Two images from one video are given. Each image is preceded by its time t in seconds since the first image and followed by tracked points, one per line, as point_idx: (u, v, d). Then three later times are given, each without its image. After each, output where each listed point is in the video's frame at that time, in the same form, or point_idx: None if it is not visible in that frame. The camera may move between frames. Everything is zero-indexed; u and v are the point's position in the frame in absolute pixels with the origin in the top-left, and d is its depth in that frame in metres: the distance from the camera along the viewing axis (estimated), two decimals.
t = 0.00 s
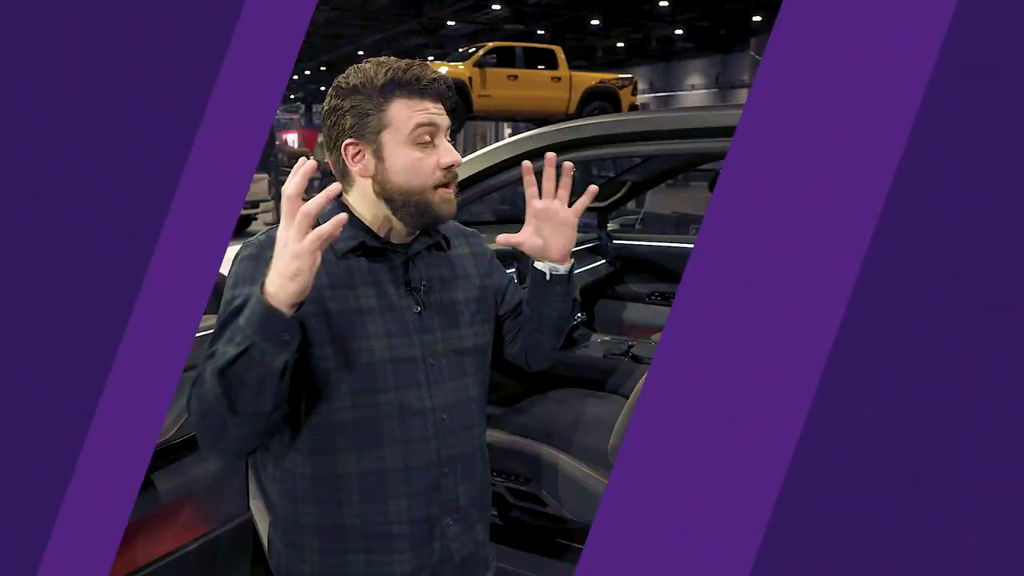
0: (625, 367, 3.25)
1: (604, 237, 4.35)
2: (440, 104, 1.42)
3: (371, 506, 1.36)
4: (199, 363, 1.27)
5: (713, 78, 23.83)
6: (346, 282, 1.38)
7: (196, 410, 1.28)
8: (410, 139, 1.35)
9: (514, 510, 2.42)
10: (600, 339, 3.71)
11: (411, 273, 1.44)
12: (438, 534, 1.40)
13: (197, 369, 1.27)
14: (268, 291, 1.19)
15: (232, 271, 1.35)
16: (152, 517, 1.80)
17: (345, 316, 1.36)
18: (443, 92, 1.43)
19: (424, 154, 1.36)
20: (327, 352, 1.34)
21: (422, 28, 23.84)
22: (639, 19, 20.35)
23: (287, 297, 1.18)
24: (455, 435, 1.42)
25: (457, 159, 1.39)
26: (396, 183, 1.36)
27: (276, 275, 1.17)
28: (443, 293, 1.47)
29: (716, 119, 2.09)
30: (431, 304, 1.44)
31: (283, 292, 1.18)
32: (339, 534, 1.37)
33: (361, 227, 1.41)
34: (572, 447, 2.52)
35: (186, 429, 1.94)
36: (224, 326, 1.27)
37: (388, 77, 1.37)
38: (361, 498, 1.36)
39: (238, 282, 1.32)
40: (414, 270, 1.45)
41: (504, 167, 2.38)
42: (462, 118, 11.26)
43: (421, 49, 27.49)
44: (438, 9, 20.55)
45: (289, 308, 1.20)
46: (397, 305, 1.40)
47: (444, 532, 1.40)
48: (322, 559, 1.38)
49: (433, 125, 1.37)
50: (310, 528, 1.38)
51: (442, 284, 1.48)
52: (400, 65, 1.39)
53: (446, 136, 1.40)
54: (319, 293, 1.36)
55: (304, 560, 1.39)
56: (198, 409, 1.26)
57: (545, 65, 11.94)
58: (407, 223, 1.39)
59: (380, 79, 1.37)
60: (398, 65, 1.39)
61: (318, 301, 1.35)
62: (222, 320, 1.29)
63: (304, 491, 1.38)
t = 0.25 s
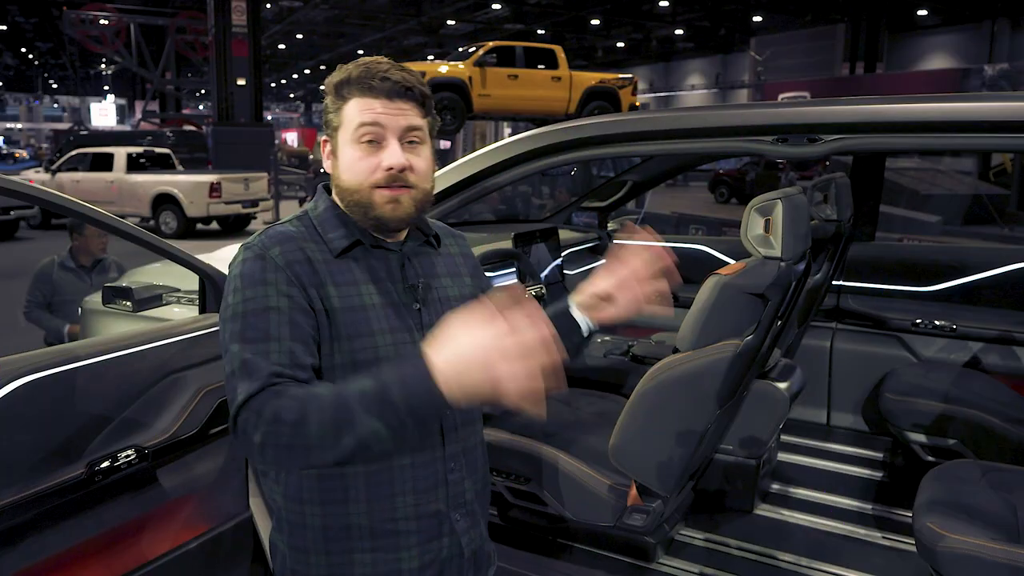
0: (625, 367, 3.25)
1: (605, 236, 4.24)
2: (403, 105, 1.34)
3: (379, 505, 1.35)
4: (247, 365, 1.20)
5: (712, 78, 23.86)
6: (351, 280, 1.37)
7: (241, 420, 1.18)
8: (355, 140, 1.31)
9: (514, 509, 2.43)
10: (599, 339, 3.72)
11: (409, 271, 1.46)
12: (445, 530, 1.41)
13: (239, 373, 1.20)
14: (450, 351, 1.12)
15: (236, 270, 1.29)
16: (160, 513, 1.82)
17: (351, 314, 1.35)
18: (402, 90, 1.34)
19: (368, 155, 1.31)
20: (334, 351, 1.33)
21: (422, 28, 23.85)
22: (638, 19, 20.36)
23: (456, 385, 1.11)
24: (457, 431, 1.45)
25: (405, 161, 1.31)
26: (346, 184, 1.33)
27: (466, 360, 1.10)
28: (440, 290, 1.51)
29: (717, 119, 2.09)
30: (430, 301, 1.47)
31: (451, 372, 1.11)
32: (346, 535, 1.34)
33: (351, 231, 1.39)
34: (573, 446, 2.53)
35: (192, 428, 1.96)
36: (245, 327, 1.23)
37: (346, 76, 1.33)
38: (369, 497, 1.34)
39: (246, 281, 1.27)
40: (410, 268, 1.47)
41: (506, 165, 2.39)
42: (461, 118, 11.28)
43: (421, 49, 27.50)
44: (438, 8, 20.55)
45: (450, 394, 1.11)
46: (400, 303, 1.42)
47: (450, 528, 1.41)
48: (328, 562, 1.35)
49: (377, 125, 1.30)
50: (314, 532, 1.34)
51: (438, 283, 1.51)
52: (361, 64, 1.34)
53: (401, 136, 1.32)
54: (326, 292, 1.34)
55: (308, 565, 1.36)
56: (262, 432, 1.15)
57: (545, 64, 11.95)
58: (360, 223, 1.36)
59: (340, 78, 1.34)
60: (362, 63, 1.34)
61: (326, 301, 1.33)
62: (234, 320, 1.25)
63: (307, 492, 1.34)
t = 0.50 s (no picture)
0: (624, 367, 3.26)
1: (604, 236, 4.23)
2: (380, 99, 1.35)
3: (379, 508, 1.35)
4: (262, 373, 1.21)
5: (712, 78, 23.87)
6: (353, 283, 1.37)
7: (257, 428, 1.20)
8: (334, 140, 1.35)
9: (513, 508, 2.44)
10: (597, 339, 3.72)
11: (409, 273, 1.47)
12: (442, 531, 1.42)
13: (254, 381, 1.21)
14: (472, 453, 1.19)
15: (237, 270, 1.30)
16: (160, 512, 1.82)
17: (354, 318, 1.35)
18: (374, 84, 1.35)
19: (348, 154, 1.35)
20: (337, 354, 1.33)
21: (421, 27, 23.84)
22: (638, 19, 20.37)
23: (477, 489, 1.18)
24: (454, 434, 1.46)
25: (381, 156, 1.34)
26: (331, 185, 1.38)
27: (488, 469, 1.17)
28: (439, 293, 1.51)
29: (715, 119, 2.09)
30: (430, 303, 1.48)
31: (474, 475, 1.18)
32: (344, 537, 1.35)
33: (348, 229, 1.40)
34: (571, 445, 2.53)
35: (192, 426, 1.96)
36: (254, 330, 1.24)
37: (321, 77, 1.36)
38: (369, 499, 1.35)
39: (252, 284, 1.27)
40: (410, 270, 1.48)
41: (506, 165, 2.39)
42: (461, 117, 11.28)
43: (420, 49, 27.51)
44: (437, 8, 20.56)
45: (470, 493, 1.19)
46: (402, 306, 1.42)
47: (447, 528, 1.42)
48: (326, 563, 1.35)
49: (353, 123, 1.34)
50: (312, 534, 1.35)
51: (437, 285, 1.52)
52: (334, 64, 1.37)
53: (376, 132, 1.35)
54: (330, 295, 1.34)
55: (305, 567, 1.36)
56: (286, 450, 1.19)
57: (544, 64, 11.95)
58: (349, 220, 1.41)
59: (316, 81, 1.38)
60: (334, 63, 1.37)
61: (330, 304, 1.33)
62: (241, 323, 1.25)
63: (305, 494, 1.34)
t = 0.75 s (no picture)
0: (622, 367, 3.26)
1: (603, 237, 4.23)
2: (394, 105, 1.35)
3: (377, 509, 1.35)
4: (259, 373, 1.21)
5: (711, 78, 23.88)
6: (352, 284, 1.38)
7: (254, 428, 1.20)
8: (345, 142, 1.35)
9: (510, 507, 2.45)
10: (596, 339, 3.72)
11: (408, 274, 1.47)
12: (439, 531, 1.42)
13: (252, 381, 1.21)
14: (469, 454, 1.18)
15: (237, 270, 1.29)
16: (159, 511, 1.82)
17: (353, 318, 1.35)
18: (390, 89, 1.35)
19: (358, 157, 1.35)
20: (336, 354, 1.33)
21: (420, 27, 23.85)
22: (637, 19, 20.39)
23: (476, 490, 1.17)
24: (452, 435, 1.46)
25: (393, 163, 1.34)
26: (339, 186, 1.38)
27: (485, 469, 1.16)
28: (437, 293, 1.52)
29: (714, 119, 2.09)
30: (428, 304, 1.48)
31: (472, 475, 1.17)
32: (342, 537, 1.35)
33: (350, 232, 1.40)
34: (569, 445, 2.53)
35: (191, 425, 1.96)
36: (252, 330, 1.24)
37: (336, 77, 1.36)
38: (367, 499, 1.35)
39: (250, 284, 1.27)
40: (408, 271, 1.48)
41: (505, 165, 2.40)
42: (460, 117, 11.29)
43: (419, 48, 27.51)
44: (437, 7, 20.58)
45: (469, 493, 1.18)
46: (400, 307, 1.43)
47: (444, 528, 1.43)
48: (323, 564, 1.35)
49: (367, 127, 1.34)
50: (310, 533, 1.35)
51: (435, 286, 1.52)
52: (349, 65, 1.36)
53: (389, 137, 1.35)
54: (329, 295, 1.34)
55: (303, 566, 1.36)
56: (282, 449, 1.19)
57: (544, 64, 11.96)
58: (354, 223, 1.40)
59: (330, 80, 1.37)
60: (350, 64, 1.36)
61: (329, 304, 1.33)
62: (240, 324, 1.25)
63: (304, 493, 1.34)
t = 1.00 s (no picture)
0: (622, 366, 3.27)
1: (603, 238, 4.24)
2: (402, 106, 1.36)
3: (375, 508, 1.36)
4: (254, 374, 1.22)
5: (710, 79, 23.88)
6: (351, 284, 1.38)
7: (248, 427, 1.21)
8: (353, 142, 1.35)
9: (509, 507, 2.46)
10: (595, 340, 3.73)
11: (408, 274, 1.48)
12: (437, 531, 1.42)
13: (247, 382, 1.22)
14: (459, 452, 1.18)
15: (236, 268, 1.30)
16: (159, 509, 1.82)
17: (350, 319, 1.36)
18: (400, 91, 1.36)
19: (365, 157, 1.35)
20: (334, 354, 1.34)
21: (420, 26, 23.84)
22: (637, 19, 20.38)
23: (467, 486, 1.18)
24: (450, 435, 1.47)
25: (401, 163, 1.35)
26: (344, 185, 1.38)
27: (473, 465, 1.16)
28: (437, 293, 1.52)
29: (713, 121, 2.11)
30: (427, 304, 1.49)
31: (462, 471, 1.18)
32: (340, 536, 1.36)
33: (352, 231, 1.41)
34: (568, 445, 2.54)
35: (190, 424, 1.97)
36: (248, 330, 1.25)
37: (344, 76, 1.36)
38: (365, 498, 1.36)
39: (248, 286, 1.27)
40: (408, 271, 1.49)
41: (504, 166, 2.40)
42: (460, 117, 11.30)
43: (419, 48, 27.50)
44: (437, 7, 20.58)
45: (460, 489, 1.19)
46: (399, 308, 1.43)
47: (443, 528, 1.43)
48: (321, 562, 1.36)
49: (375, 127, 1.34)
50: (309, 531, 1.36)
51: (435, 286, 1.53)
52: (359, 64, 1.36)
53: (397, 138, 1.36)
54: (327, 296, 1.34)
55: (301, 564, 1.37)
56: (274, 449, 1.20)
57: (543, 64, 11.97)
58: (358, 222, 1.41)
59: (339, 78, 1.37)
60: (359, 64, 1.36)
61: (327, 305, 1.34)
62: (238, 324, 1.26)
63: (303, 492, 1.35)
